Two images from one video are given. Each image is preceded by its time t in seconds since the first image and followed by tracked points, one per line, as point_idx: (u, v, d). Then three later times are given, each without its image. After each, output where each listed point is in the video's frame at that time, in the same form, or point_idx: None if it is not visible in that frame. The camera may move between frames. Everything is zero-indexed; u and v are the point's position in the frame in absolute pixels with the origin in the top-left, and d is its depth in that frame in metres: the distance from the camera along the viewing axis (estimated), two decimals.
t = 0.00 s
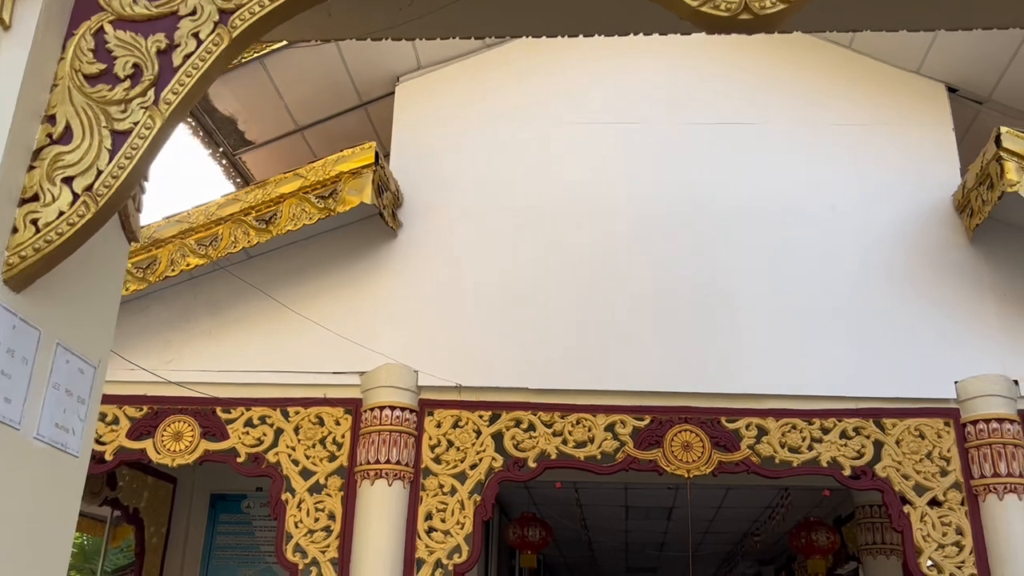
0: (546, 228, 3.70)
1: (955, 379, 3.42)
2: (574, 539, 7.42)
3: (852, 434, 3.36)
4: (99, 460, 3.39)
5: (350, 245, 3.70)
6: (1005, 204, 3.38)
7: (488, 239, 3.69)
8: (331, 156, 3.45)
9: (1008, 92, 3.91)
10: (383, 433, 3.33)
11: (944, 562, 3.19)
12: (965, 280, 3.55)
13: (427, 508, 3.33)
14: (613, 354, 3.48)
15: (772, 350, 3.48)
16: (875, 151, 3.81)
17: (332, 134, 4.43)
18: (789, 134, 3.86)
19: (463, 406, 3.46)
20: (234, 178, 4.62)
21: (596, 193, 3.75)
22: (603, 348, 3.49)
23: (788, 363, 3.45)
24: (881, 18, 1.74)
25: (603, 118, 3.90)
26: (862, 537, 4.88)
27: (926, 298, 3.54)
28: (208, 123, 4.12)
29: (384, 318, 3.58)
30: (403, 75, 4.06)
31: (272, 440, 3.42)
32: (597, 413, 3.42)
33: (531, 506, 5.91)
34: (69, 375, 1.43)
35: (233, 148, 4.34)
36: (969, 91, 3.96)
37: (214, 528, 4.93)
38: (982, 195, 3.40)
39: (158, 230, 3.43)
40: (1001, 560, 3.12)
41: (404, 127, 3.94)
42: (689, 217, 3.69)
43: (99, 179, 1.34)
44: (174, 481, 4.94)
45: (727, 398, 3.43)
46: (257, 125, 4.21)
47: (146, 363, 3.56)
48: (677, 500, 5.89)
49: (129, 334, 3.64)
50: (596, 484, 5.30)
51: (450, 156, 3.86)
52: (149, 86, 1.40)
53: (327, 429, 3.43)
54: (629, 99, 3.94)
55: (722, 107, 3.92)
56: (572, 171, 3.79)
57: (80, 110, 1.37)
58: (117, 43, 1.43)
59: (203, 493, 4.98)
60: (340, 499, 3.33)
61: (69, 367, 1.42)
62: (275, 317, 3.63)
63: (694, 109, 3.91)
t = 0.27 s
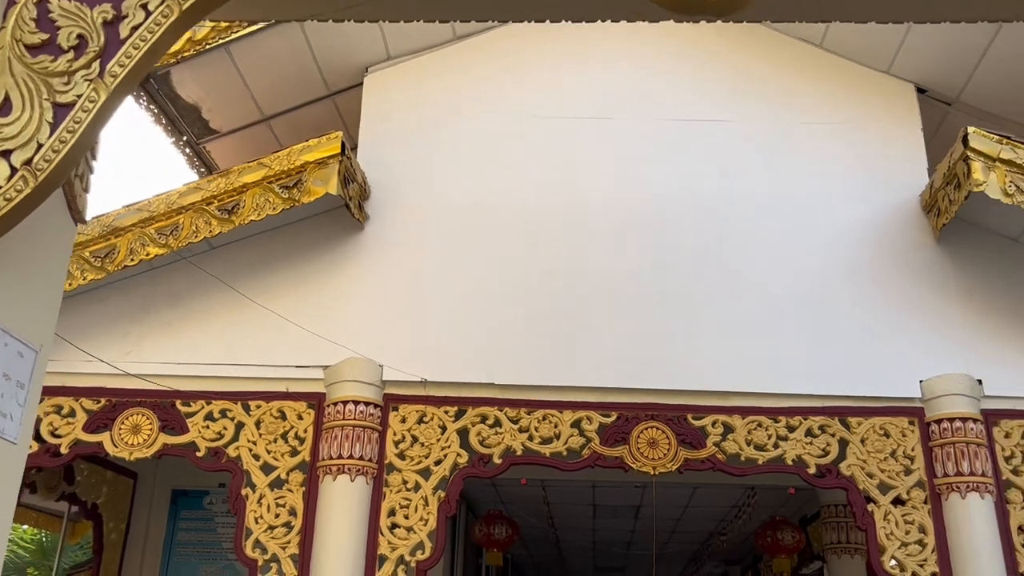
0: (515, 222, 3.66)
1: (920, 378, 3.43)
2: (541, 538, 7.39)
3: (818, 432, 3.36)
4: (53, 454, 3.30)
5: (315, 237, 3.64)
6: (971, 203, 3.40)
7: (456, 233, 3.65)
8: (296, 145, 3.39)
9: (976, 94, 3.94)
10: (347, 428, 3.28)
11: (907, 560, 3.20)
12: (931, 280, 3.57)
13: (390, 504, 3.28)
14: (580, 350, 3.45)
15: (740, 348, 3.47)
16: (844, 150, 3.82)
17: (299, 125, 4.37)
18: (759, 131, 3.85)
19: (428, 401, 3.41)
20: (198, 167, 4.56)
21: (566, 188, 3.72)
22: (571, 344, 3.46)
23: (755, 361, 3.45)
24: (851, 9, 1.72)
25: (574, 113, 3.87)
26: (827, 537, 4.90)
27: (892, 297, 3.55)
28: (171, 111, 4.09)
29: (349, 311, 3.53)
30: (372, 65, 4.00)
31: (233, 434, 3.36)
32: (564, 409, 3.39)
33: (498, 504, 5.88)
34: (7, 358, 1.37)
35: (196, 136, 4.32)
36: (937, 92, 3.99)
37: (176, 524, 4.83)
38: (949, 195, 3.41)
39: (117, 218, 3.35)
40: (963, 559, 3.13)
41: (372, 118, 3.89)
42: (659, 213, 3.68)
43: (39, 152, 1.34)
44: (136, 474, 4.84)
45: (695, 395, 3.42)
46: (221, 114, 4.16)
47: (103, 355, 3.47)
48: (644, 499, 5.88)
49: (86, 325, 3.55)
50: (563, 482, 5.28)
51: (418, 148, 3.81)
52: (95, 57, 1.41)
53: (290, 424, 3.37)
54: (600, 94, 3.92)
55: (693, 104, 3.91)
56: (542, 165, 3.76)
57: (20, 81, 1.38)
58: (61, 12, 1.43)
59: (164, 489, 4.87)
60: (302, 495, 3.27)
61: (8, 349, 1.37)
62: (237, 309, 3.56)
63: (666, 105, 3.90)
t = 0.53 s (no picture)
0: (474, 214, 3.62)
1: (876, 375, 3.44)
2: (502, 535, 7.36)
3: (774, 429, 3.37)
4: None
5: (270, 227, 3.57)
6: (926, 202, 3.41)
7: (415, 224, 3.60)
8: (251, 132, 3.32)
9: (934, 93, 3.97)
10: (299, 421, 3.22)
11: (861, 557, 3.21)
12: (888, 278, 3.59)
13: (343, 500, 3.22)
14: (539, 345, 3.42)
15: (698, 344, 3.46)
16: (804, 147, 3.82)
17: (256, 112, 4.30)
18: (721, 127, 3.84)
19: (384, 395, 3.36)
20: (153, 154, 4.48)
21: (527, 181, 3.68)
22: (530, 338, 3.43)
23: (714, 357, 3.44)
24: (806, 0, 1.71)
25: (536, 106, 3.84)
26: (785, 533, 4.92)
27: (850, 295, 3.56)
28: (123, 96, 4.01)
29: (304, 303, 3.46)
30: (332, 53, 3.93)
31: (183, 427, 3.29)
32: (522, 404, 3.36)
33: (458, 500, 5.83)
34: None
35: (150, 122, 4.24)
36: (897, 91, 4.01)
37: (127, 519, 4.73)
38: (907, 193, 3.43)
39: (64, 204, 3.25)
40: (916, 556, 3.15)
41: (331, 107, 3.82)
42: (619, 208, 3.65)
43: None
44: (87, 468, 4.73)
45: (652, 391, 3.41)
46: (175, 100, 4.08)
47: (49, 345, 3.38)
48: (604, 495, 5.87)
49: (32, 314, 3.45)
50: (523, 478, 5.25)
51: (378, 138, 3.76)
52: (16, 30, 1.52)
53: (241, 417, 3.30)
54: (562, 87, 3.89)
55: (655, 98, 3.89)
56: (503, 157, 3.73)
57: None
58: None
59: (116, 482, 4.77)
60: (253, 489, 3.21)
61: None
62: (189, 300, 3.48)
63: (628, 99, 3.88)
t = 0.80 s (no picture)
0: (427, 203, 3.57)
1: (827, 370, 3.46)
2: (457, 528, 7.31)
3: (724, 422, 3.37)
4: None
5: (217, 213, 3.50)
6: (879, 197, 3.46)
7: (366, 213, 3.54)
8: (196, 115, 3.25)
9: (888, 91, 4.00)
10: (244, 412, 3.14)
11: (808, 550, 3.24)
12: (840, 273, 3.60)
13: (288, 492, 3.15)
14: (491, 336, 3.38)
15: (651, 337, 3.44)
16: (759, 142, 3.82)
17: (206, 96, 4.20)
18: (677, 120, 3.83)
19: (332, 386, 3.30)
20: (98, 137, 4.36)
21: (481, 170, 3.64)
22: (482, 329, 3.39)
23: (666, 350, 3.43)
24: None
25: (492, 95, 3.79)
26: (737, 527, 4.95)
27: (802, 289, 3.57)
28: (66, 76, 3.90)
29: (251, 291, 3.39)
30: (284, 37, 3.84)
31: (124, 417, 3.20)
32: (473, 396, 3.32)
33: (412, 493, 5.77)
34: None
35: (94, 104, 4.12)
36: (852, 88, 4.03)
37: (70, 511, 4.61)
38: (859, 189, 3.44)
39: None
40: (861, 550, 3.17)
41: (282, 91, 3.73)
42: (574, 199, 3.63)
43: None
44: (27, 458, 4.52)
45: (605, 383, 3.38)
46: (121, 82, 3.97)
47: None
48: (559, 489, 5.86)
49: None
50: (476, 472, 5.21)
51: (330, 124, 3.69)
52: None
53: (184, 407, 3.22)
54: (518, 76, 3.85)
55: (612, 90, 3.87)
56: (458, 146, 3.68)
57: None
58: None
59: (59, 473, 4.61)
60: (195, 481, 3.14)
61: None
62: (131, 287, 3.39)
63: (584, 90, 3.85)
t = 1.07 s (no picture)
0: (379, 190, 3.52)
1: (776, 361, 3.49)
2: (410, 520, 7.27)
3: (674, 413, 3.40)
4: None
5: (161, 196, 3.41)
6: (830, 190, 3.49)
7: (317, 198, 3.48)
8: (141, 95, 3.16)
9: (842, 85, 4.03)
10: (188, 400, 3.08)
11: (754, 540, 3.27)
12: (790, 265, 3.63)
13: (233, 481, 3.10)
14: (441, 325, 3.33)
15: (603, 327, 3.43)
16: (713, 134, 3.83)
17: (153, 75, 4.10)
18: (632, 110, 3.83)
19: (280, 374, 3.25)
20: (40, 116, 4.24)
21: (435, 157, 3.60)
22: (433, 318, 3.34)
23: (617, 340, 3.42)
24: None
25: (447, 81, 3.75)
26: (687, 518, 4.99)
27: (753, 281, 3.59)
28: (4, 52, 3.78)
29: (196, 276, 3.31)
30: (235, 17, 3.76)
31: (62, 403, 3.11)
32: (423, 385, 3.30)
33: (364, 483, 5.73)
34: None
35: (35, 81, 4.01)
36: (806, 82, 4.05)
37: (9, 501, 4.48)
38: (810, 183, 3.47)
39: None
40: (807, 539, 3.21)
41: (232, 73, 3.66)
42: (528, 189, 3.61)
43: None
44: None
45: (556, 373, 3.37)
46: (64, 60, 3.86)
47: None
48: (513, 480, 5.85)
49: None
50: (429, 462, 5.18)
51: (281, 108, 3.62)
52: None
53: (126, 394, 3.15)
54: (474, 63, 3.81)
55: (569, 79, 3.85)
56: (411, 132, 3.64)
57: None
58: None
59: None
60: (136, 470, 3.06)
61: None
62: (67, 270, 3.28)
63: (540, 79, 3.82)
